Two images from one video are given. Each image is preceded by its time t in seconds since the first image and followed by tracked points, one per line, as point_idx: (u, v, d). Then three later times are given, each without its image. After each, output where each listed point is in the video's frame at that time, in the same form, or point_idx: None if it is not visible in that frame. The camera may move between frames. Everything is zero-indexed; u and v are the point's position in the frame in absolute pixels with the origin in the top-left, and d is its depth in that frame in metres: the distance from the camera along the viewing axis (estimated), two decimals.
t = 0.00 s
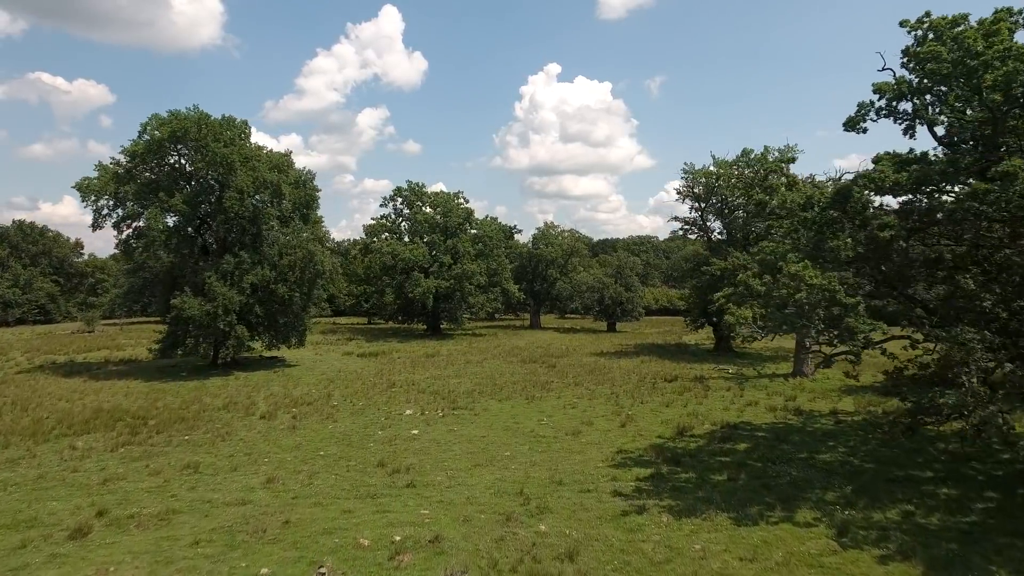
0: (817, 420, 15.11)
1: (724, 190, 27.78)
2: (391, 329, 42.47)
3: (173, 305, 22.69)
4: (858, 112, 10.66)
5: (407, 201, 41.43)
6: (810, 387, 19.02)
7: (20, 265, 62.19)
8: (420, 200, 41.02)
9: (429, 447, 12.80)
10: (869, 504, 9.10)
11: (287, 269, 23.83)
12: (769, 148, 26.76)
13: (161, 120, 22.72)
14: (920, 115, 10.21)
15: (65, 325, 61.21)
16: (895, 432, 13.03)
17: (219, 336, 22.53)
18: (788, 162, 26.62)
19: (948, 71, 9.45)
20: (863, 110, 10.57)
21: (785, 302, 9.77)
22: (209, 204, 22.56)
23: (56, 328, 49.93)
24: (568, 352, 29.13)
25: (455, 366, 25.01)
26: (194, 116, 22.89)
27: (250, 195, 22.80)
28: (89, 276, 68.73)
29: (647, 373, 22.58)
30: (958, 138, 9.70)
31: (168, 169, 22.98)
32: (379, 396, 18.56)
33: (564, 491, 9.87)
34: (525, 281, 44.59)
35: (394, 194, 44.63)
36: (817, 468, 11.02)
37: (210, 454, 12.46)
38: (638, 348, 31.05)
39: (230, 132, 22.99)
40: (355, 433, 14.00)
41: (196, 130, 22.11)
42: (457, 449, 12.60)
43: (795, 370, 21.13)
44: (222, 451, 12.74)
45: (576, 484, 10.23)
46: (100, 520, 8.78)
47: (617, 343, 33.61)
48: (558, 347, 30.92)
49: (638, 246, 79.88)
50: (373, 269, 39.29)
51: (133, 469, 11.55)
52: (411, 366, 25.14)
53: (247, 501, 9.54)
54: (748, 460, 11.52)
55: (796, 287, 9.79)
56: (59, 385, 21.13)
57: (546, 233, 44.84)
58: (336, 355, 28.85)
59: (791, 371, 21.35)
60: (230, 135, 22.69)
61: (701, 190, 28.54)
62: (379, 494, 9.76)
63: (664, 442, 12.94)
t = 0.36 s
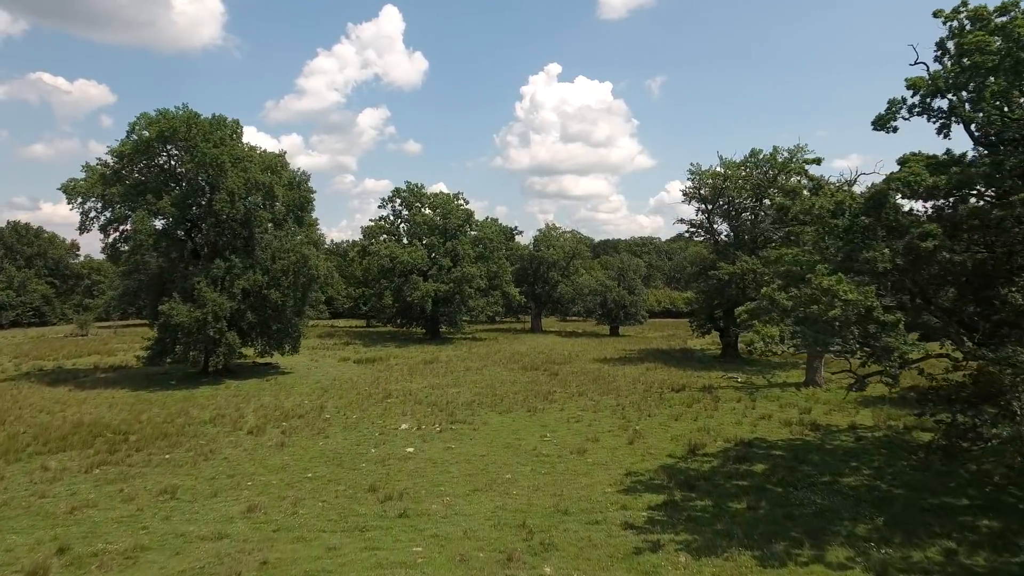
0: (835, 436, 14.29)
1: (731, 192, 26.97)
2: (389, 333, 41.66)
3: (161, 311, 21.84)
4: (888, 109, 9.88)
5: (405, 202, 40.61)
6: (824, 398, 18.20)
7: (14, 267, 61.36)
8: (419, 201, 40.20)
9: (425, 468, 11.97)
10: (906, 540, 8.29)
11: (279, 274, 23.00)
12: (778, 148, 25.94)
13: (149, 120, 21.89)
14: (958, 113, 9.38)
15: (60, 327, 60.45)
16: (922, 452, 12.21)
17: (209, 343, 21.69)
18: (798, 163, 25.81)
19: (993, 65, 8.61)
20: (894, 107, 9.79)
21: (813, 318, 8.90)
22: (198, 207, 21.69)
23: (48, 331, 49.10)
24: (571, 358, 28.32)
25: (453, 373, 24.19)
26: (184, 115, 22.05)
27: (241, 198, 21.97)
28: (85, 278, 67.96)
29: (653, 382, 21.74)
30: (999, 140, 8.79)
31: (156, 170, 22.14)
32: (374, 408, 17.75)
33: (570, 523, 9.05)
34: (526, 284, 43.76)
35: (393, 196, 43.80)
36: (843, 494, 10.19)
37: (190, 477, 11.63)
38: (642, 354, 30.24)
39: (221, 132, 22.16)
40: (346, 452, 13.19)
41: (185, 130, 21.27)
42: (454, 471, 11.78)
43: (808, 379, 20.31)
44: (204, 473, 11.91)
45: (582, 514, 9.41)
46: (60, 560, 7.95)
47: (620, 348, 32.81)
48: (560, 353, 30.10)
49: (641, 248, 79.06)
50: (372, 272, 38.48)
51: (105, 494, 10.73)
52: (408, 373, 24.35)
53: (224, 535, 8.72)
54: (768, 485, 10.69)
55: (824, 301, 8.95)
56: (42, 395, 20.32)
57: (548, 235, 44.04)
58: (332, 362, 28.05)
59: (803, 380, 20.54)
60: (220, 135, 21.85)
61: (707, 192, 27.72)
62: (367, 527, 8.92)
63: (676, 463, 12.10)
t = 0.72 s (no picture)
0: (858, 457, 13.36)
1: (739, 195, 26.05)
2: (387, 337, 40.73)
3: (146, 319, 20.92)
4: (926, 107, 9.03)
5: (404, 204, 39.74)
6: (841, 413, 17.29)
7: (7, 269, 60.50)
8: (418, 203, 39.33)
9: (418, 496, 11.05)
10: None
11: (270, 280, 22.08)
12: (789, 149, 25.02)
13: (134, 119, 20.96)
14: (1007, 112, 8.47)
15: (54, 331, 59.56)
16: (956, 479, 11.28)
17: (196, 352, 20.76)
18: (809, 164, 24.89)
19: None
20: (934, 105, 8.93)
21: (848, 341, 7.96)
22: (185, 211, 20.78)
23: (40, 334, 48.23)
24: (573, 366, 27.42)
25: (450, 383, 23.30)
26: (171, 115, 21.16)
27: (230, 201, 21.07)
28: (80, 280, 67.12)
29: (660, 393, 20.81)
30: None
31: (142, 172, 21.22)
32: (368, 423, 16.84)
33: (577, 567, 8.12)
34: (527, 287, 42.85)
35: (391, 197, 42.88)
36: (876, 531, 9.27)
37: (164, 507, 10.71)
38: (648, 361, 29.32)
39: (209, 132, 21.27)
40: (334, 476, 12.27)
41: (172, 130, 20.38)
42: (450, 500, 10.85)
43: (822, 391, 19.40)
44: (180, 501, 11.00)
45: (591, 555, 8.48)
46: None
47: (624, 354, 31.92)
48: (562, 360, 29.17)
49: (643, 250, 78.17)
50: (369, 276, 37.58)
51: (68, 528, 9.81)
52: (405, 383, 23.45)
53: None
54: (793, 518, 9.76)
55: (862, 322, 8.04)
56: (21, 408, 19.40)
57: (549, 237, 43.15)
58: (326, 369, 27.16)
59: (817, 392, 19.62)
60: (208, 135, 20.95)
61: (715, 194, 26.80)
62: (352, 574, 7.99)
63: (691, 490, 11.17)
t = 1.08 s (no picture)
0: (885, 482, 12.42)
1: (748, 197, 25.12)
2: (385, 342, 39.79)
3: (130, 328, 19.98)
4: (975, 105, 8.16)
5: (402, 206, 38.84)
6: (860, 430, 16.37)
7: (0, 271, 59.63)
8: (416, 205, 38.43)
9: (410, 531, 10.11)
10: None
11: (260, 287, 21.16)
12: (799, 150, 24.10)
13: (117, 118, 20.02)
14: None
15: (45, 334, 58.59)
16: (996, 512, 10.34)
17: (182, 363, 19.83)
18: (821, 165, 23.96)
19: None
20: (983, 103, 8.05)
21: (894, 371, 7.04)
22: (171, 215, 19.86)
23: (32, 338, 47.32)
24: (576, 374, 26.46)
25: (447, 393, 22.41)
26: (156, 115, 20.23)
27: (218, 205, 20.14)
28: (75, 282, 66.27)
29: (667, 406, 19.88)
30: None
31: (126, 174, 20.29)
32: (360, 440, 15.92)
33: None
34: (528, 291, 41.89)
35: (388, 199, 41.94)
36: None
37: (131, 544, 9.77)
38: (653, 369, 28.37)
39: (196, 133, 20.35)
40: (321, 504, 11.33)
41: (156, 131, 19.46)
42: (445, 535, 9.92)
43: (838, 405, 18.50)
44: (150, 536, 10.06)
45: None
46: None
47: (627, 361, 30.96)
48: (564, 368, 28.22)
49: (644, 252, 77.19)
50: (366, 280, 36.65)
51: (23, 570, 8.88)
52: (401, 393, 22.53)
53: None
54: (823, 559, 8.82)
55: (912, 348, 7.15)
56: None
57: (550, 240, 42.21)
58: (319, 378, 26.22)
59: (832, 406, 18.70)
60: (195, 136, 20.04)
61: (722, 196, 25.87)
62: None
63: (709, 524, 10.22)
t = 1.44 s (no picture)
0: (915, 511, 11.48)
1: (758, 200, 24.18)
2: (382, 348, 38.85)
3: (111, 338, 19.03)
4: None
5: (400, 208, 37.94)
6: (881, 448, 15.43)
7: None
8: (414, 207, 37.54)
9: (399, 571, 9.17)
10: None
11: (250, 295, 20.24)
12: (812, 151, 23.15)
13: (98, 118, 19.11)
14: None
15: (38, 338, 57.69)
16: None
17: (166, 374, 18.89)
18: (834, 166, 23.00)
19: None
20: None
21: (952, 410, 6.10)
22: (154, 219, 18.93)
23: (23, 343, 46.46)
24: (579, 383, 25.53)
25: (444, 405, 21.45)
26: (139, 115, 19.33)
27: (204, 209, 19.23)
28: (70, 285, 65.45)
29: (675, 420, 18.97)
30: None
31: (108, 177, 19.37)
32: (351, 460, 14.98)
33: None
34: (529, 295, 40.96)
35: (386, 200, 41.01)
36: None
37: None
38: (659, 377, 27.41)
39: (181, 134, 19.45)
40: (303, 539, 10.40)
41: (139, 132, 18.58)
42: None
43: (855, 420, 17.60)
44: None
45: None
46: None
47: (631, 368, 30.02)
48: (567, 376, 27.27)
49: (647, 254, 76.21)
50: (363, 284, 35.73)
51: None
52: (396, 405, 21.59)
53: None
54: None
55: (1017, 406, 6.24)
56: None
57: (552, 243, 41.26)
58: (313, 388, 25.29)
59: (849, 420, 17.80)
60: (179, 137, 19.13)
61: (731, 198, 24.94)
62: None
63: (729, 565, 9.26)
